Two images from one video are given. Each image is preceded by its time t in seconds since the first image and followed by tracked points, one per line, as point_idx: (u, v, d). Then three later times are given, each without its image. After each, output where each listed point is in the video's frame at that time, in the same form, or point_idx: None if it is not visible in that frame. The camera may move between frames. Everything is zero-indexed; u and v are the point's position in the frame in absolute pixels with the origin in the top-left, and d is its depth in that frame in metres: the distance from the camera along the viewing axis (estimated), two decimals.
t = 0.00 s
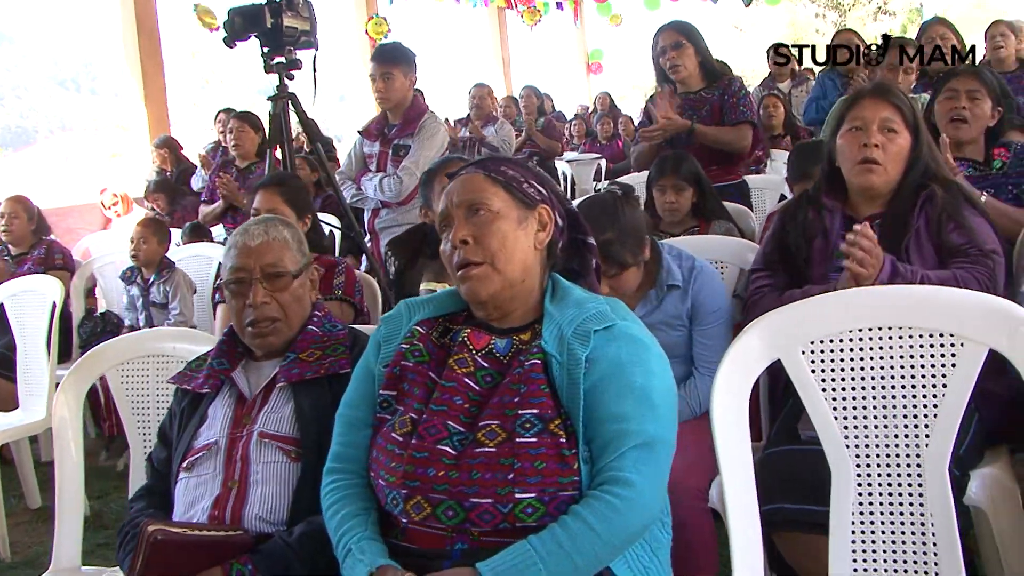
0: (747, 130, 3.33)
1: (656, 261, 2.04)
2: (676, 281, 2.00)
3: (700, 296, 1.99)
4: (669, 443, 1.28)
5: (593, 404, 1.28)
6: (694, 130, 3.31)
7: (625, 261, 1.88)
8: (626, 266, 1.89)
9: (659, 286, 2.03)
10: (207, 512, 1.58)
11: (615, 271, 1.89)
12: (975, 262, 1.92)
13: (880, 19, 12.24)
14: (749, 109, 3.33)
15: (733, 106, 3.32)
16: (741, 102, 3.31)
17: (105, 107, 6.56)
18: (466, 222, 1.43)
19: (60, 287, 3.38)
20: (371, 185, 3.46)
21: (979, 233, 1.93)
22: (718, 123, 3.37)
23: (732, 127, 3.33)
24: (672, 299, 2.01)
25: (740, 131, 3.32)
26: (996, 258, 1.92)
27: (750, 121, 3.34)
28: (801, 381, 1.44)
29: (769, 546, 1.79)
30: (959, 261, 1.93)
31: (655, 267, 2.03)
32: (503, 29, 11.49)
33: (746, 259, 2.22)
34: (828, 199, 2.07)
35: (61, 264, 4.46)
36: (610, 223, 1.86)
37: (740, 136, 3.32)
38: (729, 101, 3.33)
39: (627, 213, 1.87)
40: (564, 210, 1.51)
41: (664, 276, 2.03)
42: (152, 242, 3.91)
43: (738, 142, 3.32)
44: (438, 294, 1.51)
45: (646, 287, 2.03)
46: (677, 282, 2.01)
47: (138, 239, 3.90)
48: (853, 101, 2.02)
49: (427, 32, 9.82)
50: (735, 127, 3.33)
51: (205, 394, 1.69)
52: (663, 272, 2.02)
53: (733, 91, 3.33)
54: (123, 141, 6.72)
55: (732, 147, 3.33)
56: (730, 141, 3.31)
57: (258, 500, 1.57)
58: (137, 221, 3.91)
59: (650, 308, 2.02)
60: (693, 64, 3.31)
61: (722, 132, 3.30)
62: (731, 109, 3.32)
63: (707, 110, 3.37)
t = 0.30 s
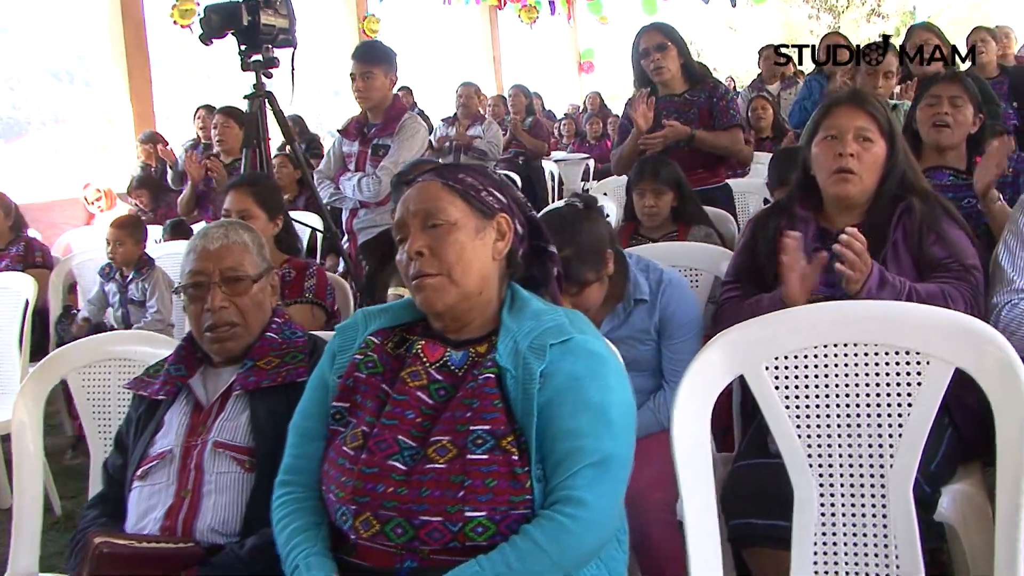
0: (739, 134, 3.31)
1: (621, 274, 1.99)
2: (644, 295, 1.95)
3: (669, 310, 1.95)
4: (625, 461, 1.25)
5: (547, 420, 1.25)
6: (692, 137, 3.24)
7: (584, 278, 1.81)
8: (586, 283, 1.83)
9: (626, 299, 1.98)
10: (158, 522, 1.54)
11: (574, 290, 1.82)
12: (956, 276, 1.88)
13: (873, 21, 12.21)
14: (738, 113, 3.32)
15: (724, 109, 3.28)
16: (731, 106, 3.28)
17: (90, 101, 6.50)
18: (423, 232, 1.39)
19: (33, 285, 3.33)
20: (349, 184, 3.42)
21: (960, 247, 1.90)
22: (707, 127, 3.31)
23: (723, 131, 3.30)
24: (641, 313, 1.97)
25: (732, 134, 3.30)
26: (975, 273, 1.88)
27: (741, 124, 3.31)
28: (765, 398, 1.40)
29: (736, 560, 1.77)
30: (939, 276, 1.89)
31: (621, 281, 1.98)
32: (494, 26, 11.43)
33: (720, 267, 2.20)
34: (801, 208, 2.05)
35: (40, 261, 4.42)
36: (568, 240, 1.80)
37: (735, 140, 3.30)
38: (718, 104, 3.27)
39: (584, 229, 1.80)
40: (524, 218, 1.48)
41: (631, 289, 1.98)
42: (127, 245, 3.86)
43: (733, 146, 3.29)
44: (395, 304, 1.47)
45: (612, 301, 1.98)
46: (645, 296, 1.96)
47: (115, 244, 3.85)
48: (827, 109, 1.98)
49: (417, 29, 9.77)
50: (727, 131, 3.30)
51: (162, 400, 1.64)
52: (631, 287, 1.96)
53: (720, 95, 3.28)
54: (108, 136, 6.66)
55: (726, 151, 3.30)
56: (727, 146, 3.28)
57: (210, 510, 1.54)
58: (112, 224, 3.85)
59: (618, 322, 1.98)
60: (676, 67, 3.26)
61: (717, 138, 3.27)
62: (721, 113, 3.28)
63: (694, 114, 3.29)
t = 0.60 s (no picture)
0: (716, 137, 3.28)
1: (591, 284, 1.97)
2: (616, 307, 1.93)
3: (641, 321, 1.93)
4: (587, 477, 1.22)
5: (508, 436, 1.22)
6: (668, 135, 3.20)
7: (554, 291, 1.81)
8: (556, 297, 1.83)
9: (598, 311, 1.96)
10: (116, 539, 1.51)
11: (543, 303, 1.82)
12: (930, 283, 1.86)
13: (863, 22, 12.21)
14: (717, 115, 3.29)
15: (703, 113, 3.25)
16: (711, 109, 3.26)
17: (74, 103, 6.45)
18: (385, 240, 1.35)
19: (7, 290, 3.30)
20: (328, 188, 3.39)
21: (935, 254, 1.87)
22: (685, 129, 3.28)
23: (703, 132, 3.26)
24: (613, 325, 1.95)
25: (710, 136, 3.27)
26: (950, 279, 1.86)
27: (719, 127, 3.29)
28: (733, 412, 1.35)
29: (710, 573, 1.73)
30: (914, 283, 1.87)
31: (592, 292, 1.96)
32: (483, 27, 11.39)
33: (697, 274, 2.16)
34: (777, 214, 2.01)
35: (19, 264, 4.41)
36: (536, 254, 1.81)
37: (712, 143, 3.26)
38: (697, 107, 3.25)
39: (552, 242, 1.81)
40: (490, 228, 1.44)
41: (602, 300, 1.96)
42: (103, 249, 3.82)
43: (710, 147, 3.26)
44: (356, 315, 1.44)
45: (582, 313, 1.96)
46: (616, 308, 1.94)
47: (85, 245, 3.78)
48: (805, 113, 1.96)
49: (405, 30, 9.74)
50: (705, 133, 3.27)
51: (122, 414, 1.61)
52: (602, 298, 1.94)
53: (701, 98, 3.26)
54: (93, 138, 6.61)
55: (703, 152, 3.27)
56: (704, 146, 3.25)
57: (169, 526, 1.50)
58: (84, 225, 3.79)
59: (589, 334, 1.96)
60: (658, 68, 3.22)
61: (695, 136, 3.23)
62: (700, 115, 3.25)
63: (674, 116, 3.27)
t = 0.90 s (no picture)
0: (692, 149, 3.25)
1: (566, 300, 2.00)
2: (590, 321, 1.96)
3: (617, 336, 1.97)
4: (555, 500, 1.20)
5: (474, 459, 1.20)
6: (637, 150, 3.21)
7: (528, 307, 1.84)
8: (530, 314, 1.85)
9: (572, 326, 1.99)
10: (80, 562, 1.48)
11: (516, 319, 1.84)
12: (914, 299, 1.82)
13: (849, 29, 12.23)
14: (693, 127, 3.25)
15: (677, 125, 3.23)
16: (685, 121, 3.22)
17: (57, 113, 6.42)
18: (350, 258, 1.34)
19: None
20: (307, 201, 3.37)
21: (919, 269, 1.83)
22: (660, 142, 3.27)
23: (676, 147, 3.24)
24: (589, 341, 1.98)
25: (684, 150, 3.24)
26: (934, 295, 1.82)
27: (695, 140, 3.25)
28: (705, 431, 1.33)
29: None
30: (898, 298, 1.83)
31: (565, 308, 1.99)
32: (469, 36, 11.38)
33: (675, 286, 2.15)
34: (755, 227, 2.00)
35: None
36: (507, 271, 1.81)
37: (686, 156, 3.24)
38: (672, 118, 3.23)
39: (526, 257, 1.84)
40: (458, 244, 1.42)
41: (577, 315, 1.99)
42: (80, 261, 3.78)
43: (684, 161, 3.24)
44: (324, 333, 1.42)
45: (558, 327, 2.00)
46: (592, 323, 1.97)
47: (57, 259, 3.75)
48: (781, 125, 1.94)
49: (391, 39, 9.72)
50: (679, 146, 3.24)
51: (88, 435, 1.58)
52: (577, 314, 1.97)
53: (678, 109, 3.23)
54: (78, 148, 6.58)
55: (674, 165, 3.25)
56: (676, 161, 3.23)
57: (135, 548, 1.47)
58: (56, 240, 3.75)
59: (567, 347, 1.99)
60: (638, 78, 3.20)
61: (665, 152, 3.22)
62: (675, 127, 3.23)
63: (649, 127, 3.26)
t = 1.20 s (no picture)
0: (664, 154, 3.20)
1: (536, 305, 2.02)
2: (560, 328, 2.00)
3: (586, 344, 2.00)
4: (516, 511, 1.18)
5: (433, 469, 1.18)
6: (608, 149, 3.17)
7: (492, 313, 1.88)
8: (495, 320, 1.90)
9: (542, 333, 2.02)
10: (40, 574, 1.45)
11: (480, 326, 1.89)
12: (882, 303, 1.81)
13: (837, 32, 12.24)
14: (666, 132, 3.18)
15: (650, 128, 3.19)
16: (658, 123, 3.18)
17: (40, 116, 6.38)
18: (311, 264, 1.32)
19: None
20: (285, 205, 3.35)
21: (886, 273, 1.82)
22: (635, 144, 3.24)
23: (648, 148, 3.20)
24: (557, 347, 2.01)
25: (656, 153, 3.19)
26: (902, 298, 1.81)
27: (669, 144, 3.20)
28: (671, 441, 1.31)
29: None
30: (865, 302, 1.82)
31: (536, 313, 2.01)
32: (456, 38, 11.36)
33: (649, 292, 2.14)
34: (730, 232, 1.97)
35: None
36: (472, 277, 1.87)
37: (656, 159, 3.19)
38: (647, 121, 3.19)
39: (490, 266, 1.88)
40: (423, 251, 1.41)
41: (546, 322, 2.02)
42: (56, 266, 3.76)
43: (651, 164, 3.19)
44: (285, 341, 1.40)
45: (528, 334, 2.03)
46: (561, 330, 2.01)
47: (33, 266, 3.73)
48: (753, 129, 1.94)
49: (376, 41, 9.70)
50: (651, 148, 3.19)
51: (49, 445, 1.56)
52: (546, 321, 2.00)
53: (653, 111, 3.20)
54: (61, 150, 6.54)
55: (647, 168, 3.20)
56: (646, 163, 3.19)
57: (95, 561, 1.45)
58: (34, 245, 3.73)
59: (536, 353, 2.02)
60: (615, 82, 3.19)
61: (637, 152, 3.18)
62: (648, 130, 3.19)
63: (625, 130, 3.23)
